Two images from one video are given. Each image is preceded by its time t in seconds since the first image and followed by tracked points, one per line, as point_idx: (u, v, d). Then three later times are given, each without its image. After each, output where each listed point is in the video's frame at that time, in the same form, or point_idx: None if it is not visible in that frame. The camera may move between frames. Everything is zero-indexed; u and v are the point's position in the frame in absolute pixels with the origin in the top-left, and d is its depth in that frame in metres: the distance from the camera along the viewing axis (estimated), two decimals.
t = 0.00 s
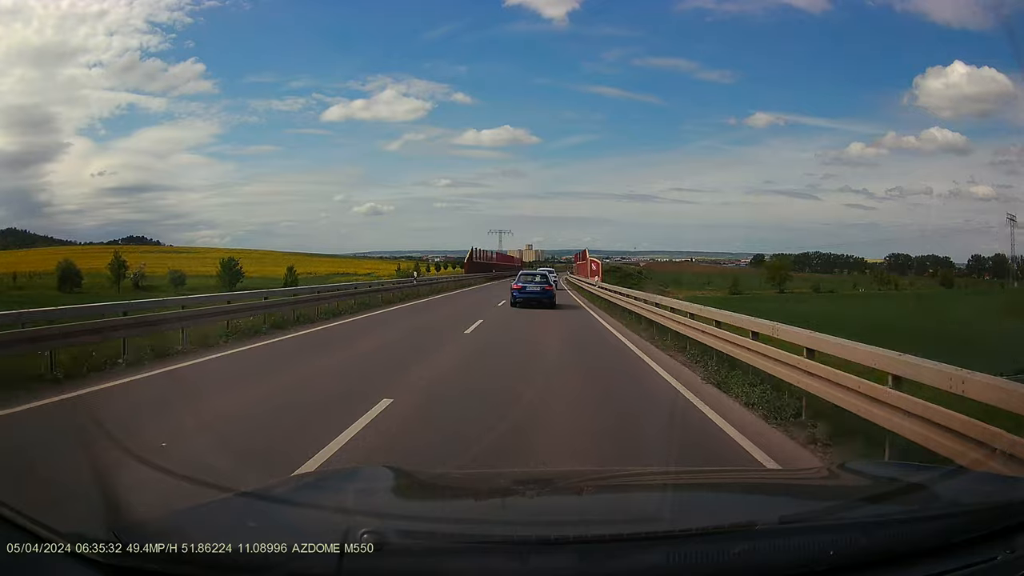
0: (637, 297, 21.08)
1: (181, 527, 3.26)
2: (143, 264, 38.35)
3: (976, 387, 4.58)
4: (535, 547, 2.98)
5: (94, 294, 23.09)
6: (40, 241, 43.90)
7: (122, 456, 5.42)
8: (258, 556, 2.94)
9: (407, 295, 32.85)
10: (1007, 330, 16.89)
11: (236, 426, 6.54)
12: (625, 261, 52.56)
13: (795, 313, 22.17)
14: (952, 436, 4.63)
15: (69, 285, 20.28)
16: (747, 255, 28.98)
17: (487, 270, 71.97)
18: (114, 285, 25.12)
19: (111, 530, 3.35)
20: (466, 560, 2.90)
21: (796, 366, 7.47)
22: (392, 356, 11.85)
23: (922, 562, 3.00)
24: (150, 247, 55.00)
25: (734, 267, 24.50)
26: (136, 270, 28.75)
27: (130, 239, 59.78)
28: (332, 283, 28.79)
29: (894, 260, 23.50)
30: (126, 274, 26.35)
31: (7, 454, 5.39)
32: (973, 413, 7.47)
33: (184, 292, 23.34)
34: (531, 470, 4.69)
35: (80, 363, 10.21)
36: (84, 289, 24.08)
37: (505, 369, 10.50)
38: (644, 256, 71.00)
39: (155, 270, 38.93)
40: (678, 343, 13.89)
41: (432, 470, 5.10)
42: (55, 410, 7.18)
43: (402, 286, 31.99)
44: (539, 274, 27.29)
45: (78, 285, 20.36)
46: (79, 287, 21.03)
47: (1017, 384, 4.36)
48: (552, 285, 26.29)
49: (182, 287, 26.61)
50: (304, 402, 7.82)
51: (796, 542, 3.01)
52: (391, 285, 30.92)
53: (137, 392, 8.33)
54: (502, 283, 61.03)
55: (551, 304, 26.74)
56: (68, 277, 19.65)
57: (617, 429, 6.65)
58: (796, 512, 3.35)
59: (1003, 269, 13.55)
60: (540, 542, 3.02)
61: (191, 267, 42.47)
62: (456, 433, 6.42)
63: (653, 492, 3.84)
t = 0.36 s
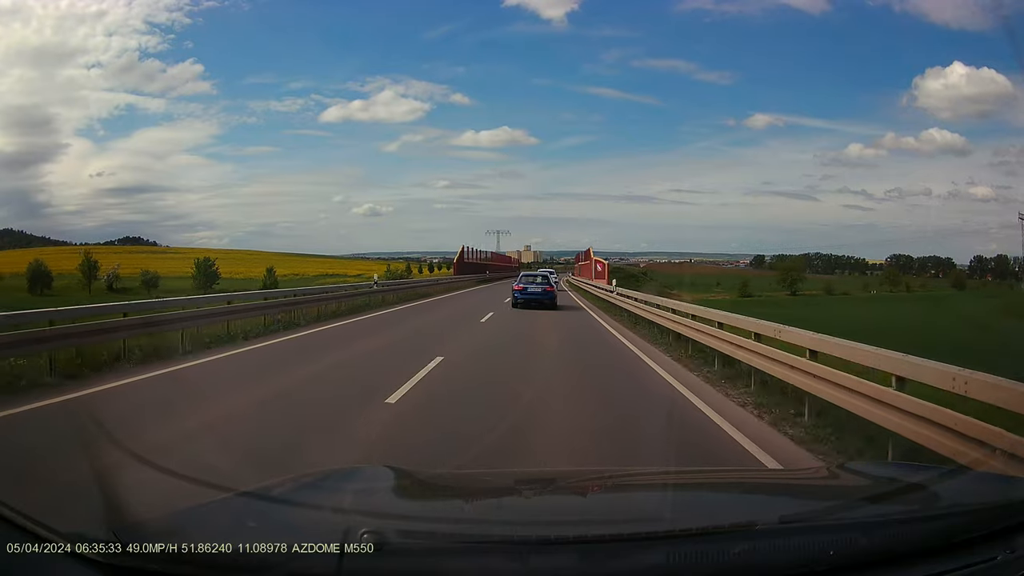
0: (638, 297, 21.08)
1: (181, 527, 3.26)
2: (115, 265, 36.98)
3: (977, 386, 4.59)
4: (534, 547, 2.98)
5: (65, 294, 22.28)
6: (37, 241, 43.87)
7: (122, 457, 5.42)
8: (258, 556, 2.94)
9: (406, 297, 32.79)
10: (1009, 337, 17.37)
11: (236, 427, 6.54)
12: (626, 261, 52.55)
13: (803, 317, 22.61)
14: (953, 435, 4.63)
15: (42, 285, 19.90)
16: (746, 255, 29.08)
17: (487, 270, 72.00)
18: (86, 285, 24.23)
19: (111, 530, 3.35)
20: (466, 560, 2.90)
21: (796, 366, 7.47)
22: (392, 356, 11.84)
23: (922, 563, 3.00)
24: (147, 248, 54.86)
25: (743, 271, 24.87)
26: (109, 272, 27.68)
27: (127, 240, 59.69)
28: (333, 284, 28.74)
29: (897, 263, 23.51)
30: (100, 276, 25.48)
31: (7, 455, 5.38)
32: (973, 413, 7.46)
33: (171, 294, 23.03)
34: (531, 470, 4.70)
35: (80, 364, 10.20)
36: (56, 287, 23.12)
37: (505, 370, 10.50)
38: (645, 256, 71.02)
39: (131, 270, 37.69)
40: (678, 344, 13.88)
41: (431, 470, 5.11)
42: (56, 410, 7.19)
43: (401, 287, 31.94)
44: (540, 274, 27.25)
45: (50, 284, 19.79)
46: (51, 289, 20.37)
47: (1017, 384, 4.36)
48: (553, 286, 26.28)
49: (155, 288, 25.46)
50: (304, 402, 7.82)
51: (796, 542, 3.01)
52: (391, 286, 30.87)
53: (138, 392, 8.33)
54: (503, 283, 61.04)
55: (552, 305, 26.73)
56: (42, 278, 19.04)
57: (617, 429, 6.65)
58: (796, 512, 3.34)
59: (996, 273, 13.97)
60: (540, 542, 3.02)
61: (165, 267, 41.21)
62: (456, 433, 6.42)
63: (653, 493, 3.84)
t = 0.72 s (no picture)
0: (638, 297, 21.11)
1: (180, 527, 3.26)
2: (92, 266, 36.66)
3: (978, 385, 4.59)
4: (534, 547, 2.98)
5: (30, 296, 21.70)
6: (32, 240, 43.88)
7: (122, 457, 5.42)
8: (258, 556, 2.94)
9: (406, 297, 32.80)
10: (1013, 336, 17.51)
11: (237, 426, 6.54)
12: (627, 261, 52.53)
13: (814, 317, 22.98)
14: (955, 434, 4.63)
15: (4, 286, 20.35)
16: (745, 255, 29.17)
17: (488, 269, 72.15)
18: (51, 286, 24.54)
19: (111, 530, 3.34)
20: (465, 560, 2.90)
21: (797, 366, 7.47)
22: (392, 356, 11.84)
23: (921, 562, 3.00)
24: (143, 249, 54.83)
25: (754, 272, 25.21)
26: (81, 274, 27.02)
27: (126, 240, 59.72)
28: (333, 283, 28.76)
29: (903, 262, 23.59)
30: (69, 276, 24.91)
31: (7, 454, 5.38)
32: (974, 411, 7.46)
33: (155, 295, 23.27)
34: (532, 470, 4.70)
35: (80, 363, 10.21)
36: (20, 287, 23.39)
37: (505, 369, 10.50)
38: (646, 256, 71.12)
39: (98, 269, 37.79)
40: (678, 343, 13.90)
41: (432, 470, 5.11)
42: (57, 410, 7.19)
43: (401, 287, 31.95)
44: (541, 274, 27.29)
45: (19, 285, 20.58)
46: (17, 289, 21.19)
47: (1017, 382, 4.37)
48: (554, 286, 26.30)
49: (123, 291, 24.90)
50: (304, 402, 7.82)
51: (796, 542, 3.01)
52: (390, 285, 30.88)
53: (138, 392, 8.33)
54: (503, 283, 61.09)
55: (553, 305, 26.75)
56: (8, 279, 19.74)
57: (618, 429, 6.66)
58: (796, 512, 3.35)
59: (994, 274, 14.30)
60: (539, 542, 3.02)
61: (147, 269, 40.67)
62: (457, 432, 6.42)
63: (652, 492, 3.85)
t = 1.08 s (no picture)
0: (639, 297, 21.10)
1: (180, 527, 3.25)
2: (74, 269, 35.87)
3: (979, 385, 4.58)
4: (534, 547, 2.98)
5: None
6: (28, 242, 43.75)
7: (123, 457, 5.41)
8: (258, 556, 2.93)
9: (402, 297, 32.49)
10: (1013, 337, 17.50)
11: (237, 427, 6.54)
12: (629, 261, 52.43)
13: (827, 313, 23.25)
14: (955, 433, 4.63)
15: None
16: (744, 255, 29.25)
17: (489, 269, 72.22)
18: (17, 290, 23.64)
19: (111, 530, 3.34)
20: (465, 561, 2.89)
21: (798, 365, 7.48)
22: (392, 356, 11.84)
23: (921, 562, 3.00)
24: (140, 249, 54.70)
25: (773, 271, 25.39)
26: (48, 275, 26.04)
27: (123, 241, 59.69)
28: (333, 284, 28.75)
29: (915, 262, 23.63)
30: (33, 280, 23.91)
31: (7, 455, 5.38)
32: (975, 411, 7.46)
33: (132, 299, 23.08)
34: (533, 470, 4.70)
35: (79, 363, 10.21)
36: None
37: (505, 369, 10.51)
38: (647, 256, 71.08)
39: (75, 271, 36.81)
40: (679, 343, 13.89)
41: (432, 470, 5.11)
42: (57, 410, 7.19)
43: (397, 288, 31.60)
44: (541, 274, 27.29)
45: None
46: None
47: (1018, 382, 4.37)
48: (556, 286, 26.29)
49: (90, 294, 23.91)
50: (305, 402, 7.82)
51: (797, 541, 3.01)
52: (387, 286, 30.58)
53: (139, 393, 8.33)
54: (505, 284, 61.05)
55: (554, 305, 26.74)
56: None
57: (618, 429, 6.67)
58: (796, 512, 3.35)
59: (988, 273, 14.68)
60: (539, 543, 3.01)
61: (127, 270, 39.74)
62: (457, 433, 6.43)
63: (653, 492, 3.85)
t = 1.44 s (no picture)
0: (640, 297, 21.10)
1: (180, 527, 3.25)
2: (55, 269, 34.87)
3: (980, 385, 4.59)
4: (534, 547, 2.98)
5: None
6: (25, 241, 43.60)
7: (123, 457, 5.41)
8: (258, 556, 2.93)
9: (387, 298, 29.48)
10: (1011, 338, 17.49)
11: (237, 427, 6.54)
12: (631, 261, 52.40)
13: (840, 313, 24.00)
14: (956, 433, 4.63)
15: None
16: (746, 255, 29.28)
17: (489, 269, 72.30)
18: None
19: (111, 531, 3.34)
20: (465, 561, 2.89)
21: (798, 365, 7.48)
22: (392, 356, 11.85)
23: (921, 562, 3.00)
24: (138, 248, 54.46)
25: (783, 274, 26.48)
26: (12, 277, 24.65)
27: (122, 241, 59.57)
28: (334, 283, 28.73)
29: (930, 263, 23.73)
30: None
31: (7, 454, 5.38)
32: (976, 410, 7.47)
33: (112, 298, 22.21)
34: (534, 470, 4.71)
35: (79, 363, 10.19)
36: None
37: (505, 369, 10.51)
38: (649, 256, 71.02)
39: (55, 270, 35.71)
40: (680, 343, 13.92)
41: (433, 470, 5.12)
42: (57, 410, 7.18)
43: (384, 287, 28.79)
44: (542, 274, 27.28)
45: None
46: None
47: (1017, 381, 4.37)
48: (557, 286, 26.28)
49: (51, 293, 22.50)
50: (305, 402, 7.82)
51: (797, 541, 3.01)
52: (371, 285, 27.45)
53: (139, 393, 8.33)
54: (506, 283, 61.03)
55: (556, 305, 26.72)
56: None
57: (619, 429, 6.68)
58: (796, 512, 3.35)
59: (998, 272, 14.54)
60: (539, 542, 3.02)
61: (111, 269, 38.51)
62: (458, 433, 6.44)
63: (653, 493, 3.85)
